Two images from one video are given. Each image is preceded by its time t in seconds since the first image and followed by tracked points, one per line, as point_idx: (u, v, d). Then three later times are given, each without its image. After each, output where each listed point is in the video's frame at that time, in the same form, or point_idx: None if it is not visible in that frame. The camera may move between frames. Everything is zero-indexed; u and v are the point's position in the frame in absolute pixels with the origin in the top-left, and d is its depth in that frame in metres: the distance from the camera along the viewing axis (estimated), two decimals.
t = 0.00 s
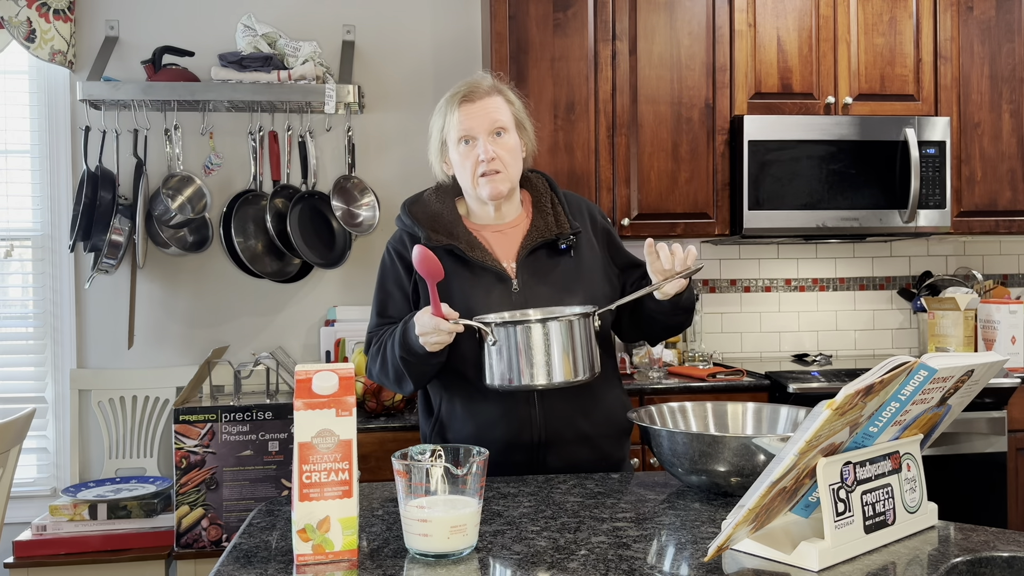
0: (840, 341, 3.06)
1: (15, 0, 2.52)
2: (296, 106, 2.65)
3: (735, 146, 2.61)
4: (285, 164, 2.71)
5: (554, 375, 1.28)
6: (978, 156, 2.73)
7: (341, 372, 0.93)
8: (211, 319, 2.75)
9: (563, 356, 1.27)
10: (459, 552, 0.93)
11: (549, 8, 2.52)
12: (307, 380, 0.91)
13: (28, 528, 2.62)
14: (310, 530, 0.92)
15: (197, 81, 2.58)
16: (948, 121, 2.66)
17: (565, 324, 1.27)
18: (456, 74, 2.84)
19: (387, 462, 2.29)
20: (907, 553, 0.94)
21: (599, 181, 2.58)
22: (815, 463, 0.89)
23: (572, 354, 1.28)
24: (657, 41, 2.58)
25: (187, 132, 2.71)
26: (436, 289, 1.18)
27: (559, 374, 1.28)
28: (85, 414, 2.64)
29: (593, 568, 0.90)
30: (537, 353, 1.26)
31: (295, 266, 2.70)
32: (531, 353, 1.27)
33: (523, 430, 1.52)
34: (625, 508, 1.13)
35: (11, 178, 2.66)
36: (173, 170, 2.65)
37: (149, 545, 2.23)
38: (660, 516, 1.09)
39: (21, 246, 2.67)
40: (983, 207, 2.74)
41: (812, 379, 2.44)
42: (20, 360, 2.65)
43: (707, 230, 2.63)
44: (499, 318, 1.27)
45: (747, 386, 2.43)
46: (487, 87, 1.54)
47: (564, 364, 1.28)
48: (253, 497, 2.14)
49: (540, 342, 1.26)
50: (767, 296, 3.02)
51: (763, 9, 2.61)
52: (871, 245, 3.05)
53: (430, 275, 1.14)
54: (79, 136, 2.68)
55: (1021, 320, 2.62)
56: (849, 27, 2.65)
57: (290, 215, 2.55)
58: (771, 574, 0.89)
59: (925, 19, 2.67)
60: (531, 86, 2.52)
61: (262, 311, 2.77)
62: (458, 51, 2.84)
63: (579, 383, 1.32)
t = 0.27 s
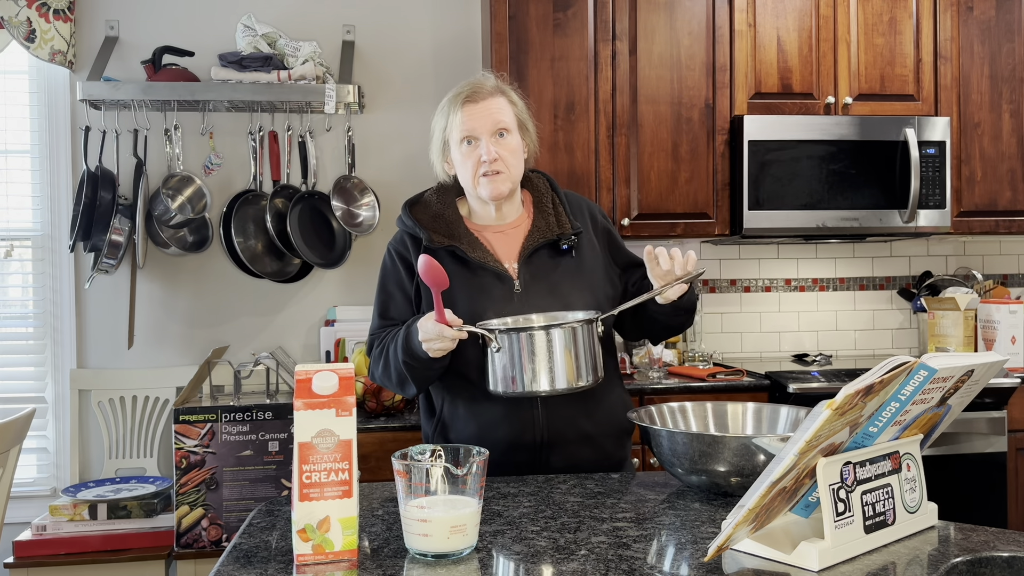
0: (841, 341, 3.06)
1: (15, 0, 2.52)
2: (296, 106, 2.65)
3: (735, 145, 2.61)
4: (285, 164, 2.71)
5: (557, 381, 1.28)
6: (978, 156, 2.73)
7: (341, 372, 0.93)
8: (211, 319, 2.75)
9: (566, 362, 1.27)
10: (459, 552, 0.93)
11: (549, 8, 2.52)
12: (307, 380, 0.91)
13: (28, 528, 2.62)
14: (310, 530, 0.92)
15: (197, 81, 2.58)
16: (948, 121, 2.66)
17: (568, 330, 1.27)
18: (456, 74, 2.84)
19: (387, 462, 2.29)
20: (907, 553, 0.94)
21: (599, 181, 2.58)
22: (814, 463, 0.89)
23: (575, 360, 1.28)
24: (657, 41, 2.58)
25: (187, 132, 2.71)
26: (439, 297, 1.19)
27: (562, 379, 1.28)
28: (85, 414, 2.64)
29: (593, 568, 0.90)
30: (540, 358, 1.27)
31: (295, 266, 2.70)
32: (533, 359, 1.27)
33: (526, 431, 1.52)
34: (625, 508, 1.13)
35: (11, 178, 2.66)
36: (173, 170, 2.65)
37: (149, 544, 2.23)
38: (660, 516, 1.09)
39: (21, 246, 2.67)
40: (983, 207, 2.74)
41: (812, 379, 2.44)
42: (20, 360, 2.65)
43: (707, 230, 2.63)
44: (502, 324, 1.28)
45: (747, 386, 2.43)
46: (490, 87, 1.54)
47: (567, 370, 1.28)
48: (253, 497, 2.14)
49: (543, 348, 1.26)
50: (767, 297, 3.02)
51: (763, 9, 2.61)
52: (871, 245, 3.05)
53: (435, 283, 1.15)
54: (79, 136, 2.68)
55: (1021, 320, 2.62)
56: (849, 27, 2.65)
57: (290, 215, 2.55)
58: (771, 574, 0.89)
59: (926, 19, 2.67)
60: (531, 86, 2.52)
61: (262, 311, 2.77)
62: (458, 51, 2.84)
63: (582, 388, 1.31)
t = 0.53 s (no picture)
0: (841, 341, 3.06)
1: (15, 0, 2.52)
2: (296, 106, 2.65)
3: (735, 146, 2.61)
4: (285, 164, 2.71)
5: (555, 380, 1.28)
6: (978, 156, 2.73)
7: (341, 372, 0.93)
8: (211, 319, 2.75)
9: (564, 360, 1.27)
10: (459, 552, 0.93)
11: (549, 8, 2.52)
12: (307, 380, 0.91)
13: (28, 528, 2.62)
14: (310, 530, 0.92)
15: (197, 81, 2.58)
16: (948, 121, 2.67)
17: (565, 327, 1.27)
18: (456, 73, 2.84)
19: (387, 462, 2.29)
20: (907, 553, 0.94)
21: (599, 181, 2.58)
22: (814, 463, 0.89)
23: (573, 359, 1.28)
24: (657, 41, 2.58)
25: (187, 132, 2.71)
26: (435, 293, 1.19)
27: (560, 378, 1.28)
28: (85, 414, 2.64)
29: (593, 568, 0.90)
30: (538, 357, 1.26)
31: (295, 266, 2.70)
32: (531, 356, 1.27)
33: (527, 430, 1.52)
34: (625, 508, 1.13)
35: (11, 178, 2.66)
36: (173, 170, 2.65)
37: (148, 544, 2.23)
38: (660, 516, 1.09)
39: (21, 246, 2.67)
40: (983, 207, 2.74)
41: (812, 379, 2.44)
42: (20, 360, 2.65)
43: (707, 230, 2.63)
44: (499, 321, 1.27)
45: (747, 386, 2.43)
46: (497, 87, 1.54)
47: (564, 368, 1.28)
48: (253, 497, 2.14)
49: (539, 346, 1.26)
50: (767, 296, 3.02)
51: (763, 9, 2.61)
52: (871, 245, 3.05)
53: (431, 279, 1.15)
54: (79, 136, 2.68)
55: (1022, 320, 2.62)
56: (849, 27, 2.65)
57: (290, 215, 2.55)
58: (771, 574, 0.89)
59: (925, 19, 2.68)
60: (531, 87, 2.52)
61: (262, 311, 2.77)
62: (458, 51, 2.84)
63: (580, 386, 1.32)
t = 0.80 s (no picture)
0: (841, 341, 3.06)
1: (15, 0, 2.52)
2: (296, 106, 2.65)
3: (735, 146, 2.61)
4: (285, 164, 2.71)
5: (564, 372, 1.59)
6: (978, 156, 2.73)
7: (341, 372, 0.93)
8: (211, 319, 2.75)
9: (573, 354, 1.59)
10: (459, 552, 0.93)
11: (549, 8, 2.53)
12: (307, 379, 0.91)
13: (29, 528, 2.62)
14: (310, 530, 0.92)
15: (197, 81, 2.58)
16: (948, 121, 2.67)
17: (574, 321, 1.58)
18: (456, 73, 2.84)
19: (387, 462, 2.29)
20: (907, 553, 0.94)
21: (599, 181, 2.58)
22: (814, 463, 0.89)
23: (580, 356, 1.59)
24: (657, 41, 2.58)
25: (187, 132, 2.71)
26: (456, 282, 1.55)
27: (568, 371, 1.59)
28: (85, 414, 2.64)
29: (593, 568, 0.90)
30: (548, 346, 1.56)
31: (295, 266, 2.70)
32: (543, 353, 1.57)
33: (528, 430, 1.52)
34: (625, 508, 1.13)
35: (11, 178, 2.65)
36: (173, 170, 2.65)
37: (149, 545, 2.23)
38: (660, 516, 1.09)
39: (21, 246, 2.67)
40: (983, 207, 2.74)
41: (812, 379, 2.44)
42: (20, 360, 2.64)
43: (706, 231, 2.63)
44: (512, 317, 1.59)
45: (747, 386, 2.43)
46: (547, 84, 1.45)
47: (573, 363, 1.60)
48: (253, 497, 2.14)
49: (552, 338, 1.56)
50: (767, 297, 3.02)
51: (763, 9, 2.61)
52: (871, 245, 3.06)
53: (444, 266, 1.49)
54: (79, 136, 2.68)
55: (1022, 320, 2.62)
56: (849, 27, 2.65)
57: (290, 215, 2.55)
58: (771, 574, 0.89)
59: (925, 19, 2.68)
60: (531, 86, 2.52)
61: (262, 311, 2.77)
62: (458, 51, 2.84)
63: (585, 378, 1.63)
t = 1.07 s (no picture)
0: (841, 341, 3.06)
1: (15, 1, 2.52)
2: (296, 106, 2.65)
3: (735, 146, 2.61)
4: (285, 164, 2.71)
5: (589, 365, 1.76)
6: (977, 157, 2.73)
7: (341, 372, 0.93)
8: (211, 319, 2.75)
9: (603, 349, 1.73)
10: (459, 552, 0.93)
11: (549, 8, 2.53)
12: (307, 379, 0.91)
13: (29, 528, 2.62)
14: (310, 530, 0.92)
15: (197, 81, 2.58)
16: (949, 121, 2.67)
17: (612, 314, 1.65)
18: (456, 73, 2.84)
19: (387, 462, 2.29)
20: (907, 553, 0.94)
21: (599, 181, 2.58)
22: (814, 463, 0.89)
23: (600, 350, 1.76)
24: (657, 41, 2.58)
25: (187, 132, 2.71)
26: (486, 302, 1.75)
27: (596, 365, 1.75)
28: (85, 414, 2.64)
29: (593, 568, 0.90)
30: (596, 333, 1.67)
31: (295, 266, 2.70)
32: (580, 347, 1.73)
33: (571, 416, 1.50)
34: (625, 508, 1.13)
35: (11, 178, 2.65)
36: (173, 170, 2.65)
37: (148, 545, 2.23)
38: (660, 516, 1.09)
39: (21, 246, 2.66)
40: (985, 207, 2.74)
41: (812, 379, 2.44)
42: (20, 360, 2.64)
43: (706, 231, 2.63)
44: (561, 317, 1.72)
45: (747, 386, 2.43)
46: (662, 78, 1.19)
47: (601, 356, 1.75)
48: (254, 497, 2.14)
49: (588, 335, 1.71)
50: (767, 297, 3.02)
51: (763, 9, 2.61)
52: (871, 245, 3.06)
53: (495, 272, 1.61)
54: (79, 136, 2.69)
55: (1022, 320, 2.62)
56: (849, 27, 2.65)
57: (290, 215, 2.55)
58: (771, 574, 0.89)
59: (925, 19, 2.68)
60: (531, 86, 2.52)
61: (262, 311, 2.77)
62: (458, 51, 2.85)
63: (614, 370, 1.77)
